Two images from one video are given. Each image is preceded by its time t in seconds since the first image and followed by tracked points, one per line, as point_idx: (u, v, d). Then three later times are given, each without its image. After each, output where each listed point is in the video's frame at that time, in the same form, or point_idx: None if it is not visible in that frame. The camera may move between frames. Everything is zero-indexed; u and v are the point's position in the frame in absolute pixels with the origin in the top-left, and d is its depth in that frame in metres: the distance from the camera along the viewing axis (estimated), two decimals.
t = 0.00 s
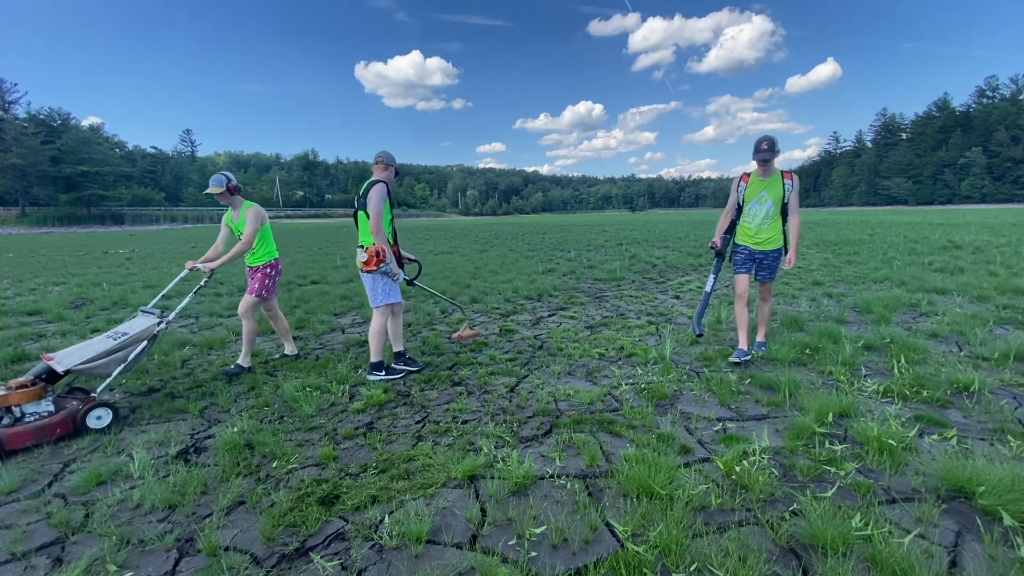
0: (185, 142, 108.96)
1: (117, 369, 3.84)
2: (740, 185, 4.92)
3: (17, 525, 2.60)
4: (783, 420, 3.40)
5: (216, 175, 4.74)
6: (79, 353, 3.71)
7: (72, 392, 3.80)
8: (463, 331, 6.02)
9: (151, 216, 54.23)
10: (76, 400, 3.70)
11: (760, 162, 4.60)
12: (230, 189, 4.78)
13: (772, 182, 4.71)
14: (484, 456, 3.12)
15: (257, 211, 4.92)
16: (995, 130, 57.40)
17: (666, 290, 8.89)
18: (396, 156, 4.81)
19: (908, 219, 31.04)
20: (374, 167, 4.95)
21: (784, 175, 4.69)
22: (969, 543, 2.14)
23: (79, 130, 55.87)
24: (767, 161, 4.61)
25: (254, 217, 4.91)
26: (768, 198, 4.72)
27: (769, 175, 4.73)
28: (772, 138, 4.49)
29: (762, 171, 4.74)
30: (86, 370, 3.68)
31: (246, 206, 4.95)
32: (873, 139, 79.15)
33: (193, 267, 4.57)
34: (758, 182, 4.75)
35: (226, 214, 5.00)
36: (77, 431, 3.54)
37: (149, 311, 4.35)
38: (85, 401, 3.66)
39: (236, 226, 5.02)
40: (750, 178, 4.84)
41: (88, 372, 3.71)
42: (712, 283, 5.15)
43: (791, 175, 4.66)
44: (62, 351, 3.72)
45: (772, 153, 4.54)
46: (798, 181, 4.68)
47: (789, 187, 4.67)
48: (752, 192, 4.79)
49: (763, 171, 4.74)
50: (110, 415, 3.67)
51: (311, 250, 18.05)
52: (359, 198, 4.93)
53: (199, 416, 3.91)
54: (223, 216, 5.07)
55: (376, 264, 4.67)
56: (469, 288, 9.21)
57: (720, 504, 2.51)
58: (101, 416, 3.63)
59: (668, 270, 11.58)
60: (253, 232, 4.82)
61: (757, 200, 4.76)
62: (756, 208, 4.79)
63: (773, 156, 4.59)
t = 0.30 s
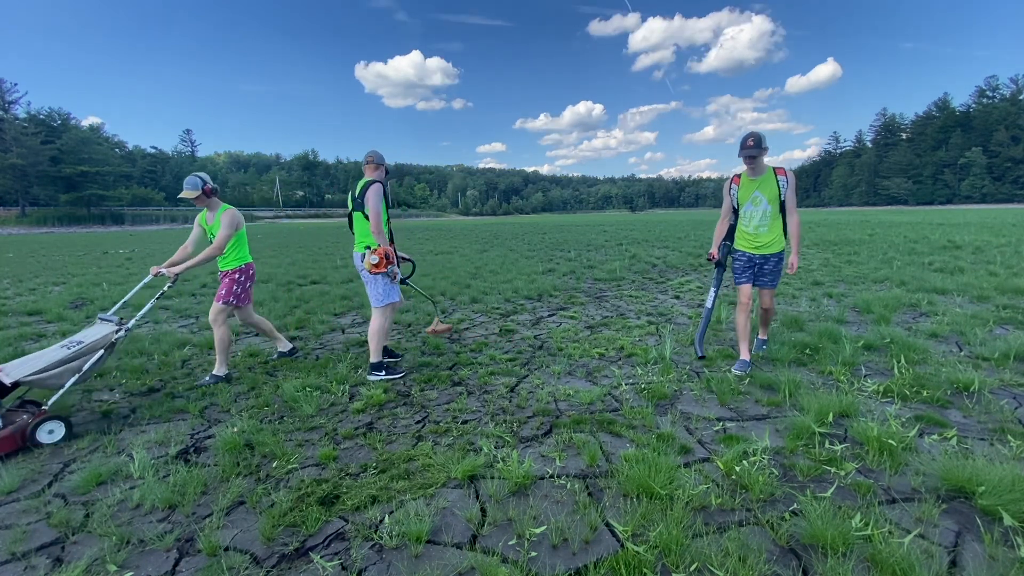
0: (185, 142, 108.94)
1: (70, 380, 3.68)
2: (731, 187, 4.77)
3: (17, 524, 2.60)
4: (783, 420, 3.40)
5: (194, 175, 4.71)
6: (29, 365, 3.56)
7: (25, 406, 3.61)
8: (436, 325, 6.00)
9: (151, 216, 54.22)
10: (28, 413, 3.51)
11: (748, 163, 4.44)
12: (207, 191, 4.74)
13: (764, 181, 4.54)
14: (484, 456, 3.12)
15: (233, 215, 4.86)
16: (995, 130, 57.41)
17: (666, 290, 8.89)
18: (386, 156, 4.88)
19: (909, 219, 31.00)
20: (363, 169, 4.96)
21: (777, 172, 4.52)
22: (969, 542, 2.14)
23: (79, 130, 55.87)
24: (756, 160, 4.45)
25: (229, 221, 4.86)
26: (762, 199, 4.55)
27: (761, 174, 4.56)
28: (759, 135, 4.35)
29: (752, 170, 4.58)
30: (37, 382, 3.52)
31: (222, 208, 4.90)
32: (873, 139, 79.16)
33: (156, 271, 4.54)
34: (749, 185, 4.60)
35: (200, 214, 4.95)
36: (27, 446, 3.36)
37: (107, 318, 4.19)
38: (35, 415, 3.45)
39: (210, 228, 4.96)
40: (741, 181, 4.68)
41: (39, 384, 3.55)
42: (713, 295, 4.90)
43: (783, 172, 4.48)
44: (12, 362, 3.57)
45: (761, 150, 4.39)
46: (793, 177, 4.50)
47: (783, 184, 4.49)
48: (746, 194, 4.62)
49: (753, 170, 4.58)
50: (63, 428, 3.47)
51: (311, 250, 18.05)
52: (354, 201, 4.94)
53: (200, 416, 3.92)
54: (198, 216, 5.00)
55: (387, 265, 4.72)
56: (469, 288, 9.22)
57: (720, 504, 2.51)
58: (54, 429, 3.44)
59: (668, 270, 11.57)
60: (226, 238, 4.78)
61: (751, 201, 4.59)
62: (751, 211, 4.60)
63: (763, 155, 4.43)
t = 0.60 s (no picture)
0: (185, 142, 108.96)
1: (48, 385, 3.63)
2: (728, 183, 4.66)
3: (17, 525, 2.60)
4: (783, 420, 3.40)
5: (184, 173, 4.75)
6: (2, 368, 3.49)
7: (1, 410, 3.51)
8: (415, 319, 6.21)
9: (151, 216, 54.21)
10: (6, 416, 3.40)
11: (746, 156, 4.29)
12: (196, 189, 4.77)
13: (763, 176, 4.40)
14: (484, 456, 3.12)
15: (220, 213, 4.82)
16: (995, 130, 57.43)
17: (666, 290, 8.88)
18: (381, 156, 4.93)
19: (909, 219, 30.98)
20: (356, 170, 4.96)
21: (776, 166, 4.38)
22: (969, 542, 2.15)
23: (79, 130, 55.87)
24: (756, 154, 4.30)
25: (216, 218, 4.82)
26: (762, 194, 4.42)
27: (760, 169, 4.43)
28: (758, 126, 4.21)
29: (750, 165, 4.44)
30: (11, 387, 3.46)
31: (211, 207, 4.89)
32: (873, 139, 79.17)
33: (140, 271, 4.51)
34: (749, 178, 4.47)
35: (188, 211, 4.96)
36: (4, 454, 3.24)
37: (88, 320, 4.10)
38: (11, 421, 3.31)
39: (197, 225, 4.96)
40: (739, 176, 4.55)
41: (16, 388, 3.50)
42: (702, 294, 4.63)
43: (783, 166, 4.34)
44: None
45: (760, 142, 4.24)
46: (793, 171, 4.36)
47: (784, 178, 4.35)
48: (744, 189, 4.49)
49: (751, 165, 4.45)
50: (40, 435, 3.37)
51: (311, 250, 18.06)
52: (353, 203, 4.96)
53: (200, 416, 3.91)
54: (186, 212, 5.01)
55: (398, 264, 4.81)
56: (469, 288, 9.22)
57: (720, 504, 2.51)
58: (32, 436, 3.34)
59: (668, 270, 11.58)
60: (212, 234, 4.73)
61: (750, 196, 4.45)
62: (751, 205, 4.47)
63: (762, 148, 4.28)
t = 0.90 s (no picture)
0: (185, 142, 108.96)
1: (77, 376, 3.69)
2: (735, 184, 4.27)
3: (17, 525, 2.60)
4: (783, 420, 3.40)
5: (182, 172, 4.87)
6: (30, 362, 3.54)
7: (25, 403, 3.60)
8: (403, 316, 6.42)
9: (151, 216, 54.18)
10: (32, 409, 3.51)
11: (752, 154, 3.93)
12: (200, 187, 4.92)
13: (772, 179, 3.99)
14: (484, 456, 3.12)
15: (218, 212, 4.90)
16: (995, 130, 57.43)
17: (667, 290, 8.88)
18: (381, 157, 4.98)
19: (909, 219, 30.97)
20: (356, 171, 4.97)
21: (789, 170, 3.95)
22: (969, 543, 2.14)
23: (79, 130, 55.87)
24: (764, 153, 3.92)
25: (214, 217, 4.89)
26: (768, 199, 4.01)
27: (771, 171, 4.01)
28: (769, 123, 3.83)
29: (760, 166, 4.04)
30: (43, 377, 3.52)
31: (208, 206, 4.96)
32: (873, 139, 79.18)
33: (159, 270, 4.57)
34: (757, 180, 4.06)
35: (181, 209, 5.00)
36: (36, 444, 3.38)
37: (108, 316, 4.20)
38: (43, 411, 3.48)
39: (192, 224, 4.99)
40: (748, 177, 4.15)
41: (46, 380, 3.55)
42: (693, 304, 4.27)
43: (796, 171, 3.91)
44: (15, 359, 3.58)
45: (770, 141, 3.85)
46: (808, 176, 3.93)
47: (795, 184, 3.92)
48: (750, 192, 4.10)
49: (761, 166, 4.05)
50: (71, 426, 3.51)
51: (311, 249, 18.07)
52: (354, 203, 4.96)
53: (199, 416, 3.91)
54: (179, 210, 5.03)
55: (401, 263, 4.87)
56: (469, 288, 9.22)
57: (720, 504, 2.51)
58: (63, 425, 3.49)
59: (668, 270, 11.58)
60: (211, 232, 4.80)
61: (755, 201, 4.06)
62: (754, 210, 4.07)
63: (772, 148, 3.90)
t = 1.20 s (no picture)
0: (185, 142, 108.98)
1: (124, 362, 3.96)
2: (739, 173, 4.14)
3: (17, 525, 2.60)
4: (783, 420, 3.40)
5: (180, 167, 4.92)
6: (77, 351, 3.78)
7: (71, 389, 3.86)
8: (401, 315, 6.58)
9: (151, 216, 54.15)
10: (82, 396, 3.79)
11: (754, 141, 3.79)
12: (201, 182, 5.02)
13: (775, 168, 3.83)
14: (484, 456, 3.12)
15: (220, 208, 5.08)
16: (996, 130, 57.43)
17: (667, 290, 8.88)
18: (381, 158, 5.00)
19: (909, 219, 30.95)
20: (356, 172, 4.97)
21: (793, 158, 3.77)
22: (969, 543, 2.14)
23: (79, 130, 55.88)
24: (766, 140, 3.77)
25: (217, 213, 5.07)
26: (770, 189, 3.84)
27: (774, 160, 3.84)
28: (770, 108, 3.68)
29: (762, 154, 3.89)
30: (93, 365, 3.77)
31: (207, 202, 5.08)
32: (873, 139, 79.18)
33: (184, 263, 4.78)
34: (759, 169, 3.91)
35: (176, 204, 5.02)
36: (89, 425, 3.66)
37: (145, 308, 4.45)
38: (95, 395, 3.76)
39: (189, 218, 5.03)
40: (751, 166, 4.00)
41: (96, 366, 3.81)
42: (679, 290, 4.20)
43: (801, 160, 3.73)
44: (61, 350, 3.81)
45: (770, 127, 3.70)
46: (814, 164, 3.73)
47: (798, 173, 3.74)
48: (752, 182, 3.95)
49: (764, 155, 3.90)
50: (120, 408, 3.80)
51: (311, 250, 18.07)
52: (355, 203, 4.97)
53: (199, 416, 3.91)
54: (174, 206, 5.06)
55: (403, 262, 4.89)
56: (469, 288, 9.21)
57: (720, 504, 2.51)
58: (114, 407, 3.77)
59: (668, 270, 11.57)
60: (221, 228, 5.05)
61: (757, 191, 3.90)
62: (756, 202, 3.92)
63: (773, 135, 3.74)
